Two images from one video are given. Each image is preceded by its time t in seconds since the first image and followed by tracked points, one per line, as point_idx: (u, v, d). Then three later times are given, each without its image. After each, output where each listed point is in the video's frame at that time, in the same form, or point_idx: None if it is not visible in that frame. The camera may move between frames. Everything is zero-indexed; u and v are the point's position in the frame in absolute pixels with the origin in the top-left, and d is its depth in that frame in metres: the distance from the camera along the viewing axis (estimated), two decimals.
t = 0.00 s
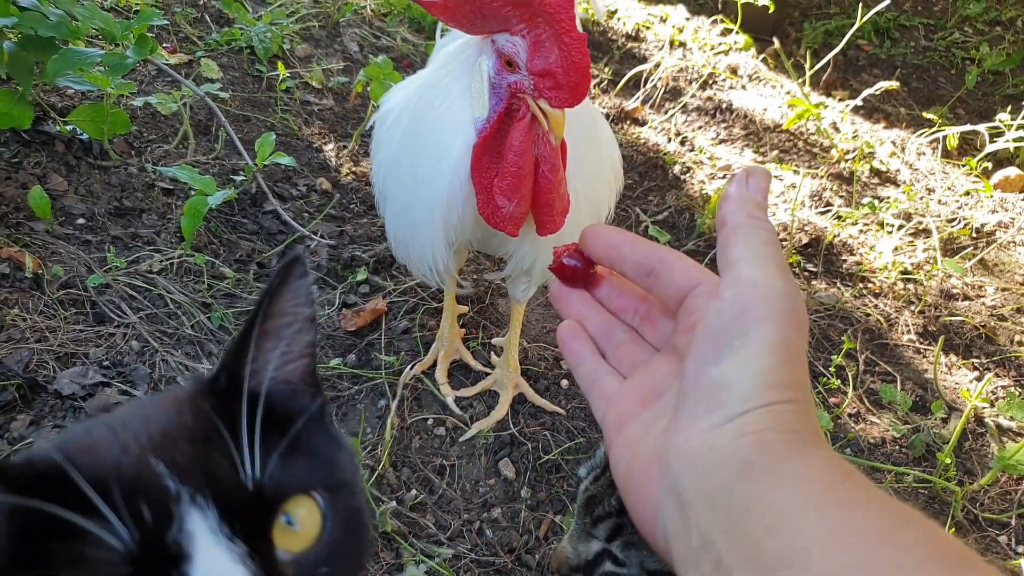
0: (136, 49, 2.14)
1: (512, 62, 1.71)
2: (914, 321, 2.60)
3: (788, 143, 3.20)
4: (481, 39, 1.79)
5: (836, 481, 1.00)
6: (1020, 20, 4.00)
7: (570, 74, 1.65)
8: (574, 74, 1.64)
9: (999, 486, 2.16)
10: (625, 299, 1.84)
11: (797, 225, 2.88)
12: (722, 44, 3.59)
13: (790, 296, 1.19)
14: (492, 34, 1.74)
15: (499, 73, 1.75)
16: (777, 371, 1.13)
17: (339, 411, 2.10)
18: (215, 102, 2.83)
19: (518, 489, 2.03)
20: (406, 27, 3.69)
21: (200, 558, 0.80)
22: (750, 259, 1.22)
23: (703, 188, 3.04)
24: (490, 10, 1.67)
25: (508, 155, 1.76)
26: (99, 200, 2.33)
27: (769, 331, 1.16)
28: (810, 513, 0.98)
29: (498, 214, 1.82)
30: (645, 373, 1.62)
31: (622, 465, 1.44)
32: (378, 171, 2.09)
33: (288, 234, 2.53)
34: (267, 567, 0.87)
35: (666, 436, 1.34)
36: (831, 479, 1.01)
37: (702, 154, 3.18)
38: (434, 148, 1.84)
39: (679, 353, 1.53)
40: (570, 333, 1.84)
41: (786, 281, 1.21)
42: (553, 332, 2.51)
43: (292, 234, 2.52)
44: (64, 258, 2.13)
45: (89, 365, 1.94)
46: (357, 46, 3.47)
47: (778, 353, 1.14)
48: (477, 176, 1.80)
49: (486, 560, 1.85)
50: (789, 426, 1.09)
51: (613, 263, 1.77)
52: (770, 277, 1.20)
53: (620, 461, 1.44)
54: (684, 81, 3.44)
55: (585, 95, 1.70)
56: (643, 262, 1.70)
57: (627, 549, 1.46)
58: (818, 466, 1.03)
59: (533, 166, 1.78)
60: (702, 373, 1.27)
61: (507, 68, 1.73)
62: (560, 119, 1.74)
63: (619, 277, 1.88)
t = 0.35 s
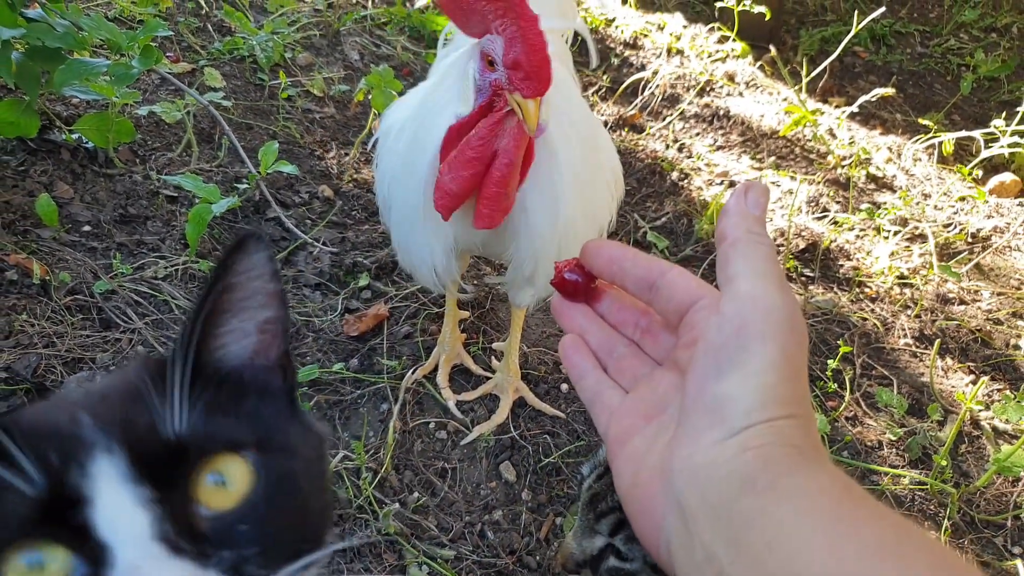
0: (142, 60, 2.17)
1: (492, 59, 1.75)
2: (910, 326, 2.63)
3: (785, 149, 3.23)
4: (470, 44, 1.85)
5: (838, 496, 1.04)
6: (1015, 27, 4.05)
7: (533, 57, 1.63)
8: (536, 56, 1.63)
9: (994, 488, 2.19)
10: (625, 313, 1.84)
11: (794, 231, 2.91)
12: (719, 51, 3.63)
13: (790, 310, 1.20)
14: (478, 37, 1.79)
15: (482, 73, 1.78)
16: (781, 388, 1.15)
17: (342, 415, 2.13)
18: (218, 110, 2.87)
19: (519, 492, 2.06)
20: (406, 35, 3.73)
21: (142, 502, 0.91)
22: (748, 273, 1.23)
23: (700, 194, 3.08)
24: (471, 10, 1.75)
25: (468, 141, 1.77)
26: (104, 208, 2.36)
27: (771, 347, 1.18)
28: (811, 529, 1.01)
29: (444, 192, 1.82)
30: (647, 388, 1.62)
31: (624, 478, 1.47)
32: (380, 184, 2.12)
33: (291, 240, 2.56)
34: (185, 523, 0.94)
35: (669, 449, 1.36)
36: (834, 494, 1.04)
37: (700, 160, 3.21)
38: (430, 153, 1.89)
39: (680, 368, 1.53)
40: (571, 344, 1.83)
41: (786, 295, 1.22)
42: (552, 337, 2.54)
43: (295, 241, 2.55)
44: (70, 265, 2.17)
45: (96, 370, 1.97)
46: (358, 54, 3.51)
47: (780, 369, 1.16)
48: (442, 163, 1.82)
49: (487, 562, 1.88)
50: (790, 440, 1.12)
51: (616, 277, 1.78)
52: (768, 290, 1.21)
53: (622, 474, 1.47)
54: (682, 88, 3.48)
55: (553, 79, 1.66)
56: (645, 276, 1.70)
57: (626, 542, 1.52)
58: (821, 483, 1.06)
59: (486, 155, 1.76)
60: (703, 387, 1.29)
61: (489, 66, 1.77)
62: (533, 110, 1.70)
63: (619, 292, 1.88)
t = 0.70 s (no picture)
0: (153, 64, 2.20)
1: (501, 63, 1.77)
2: (914, 328, 2.65)
3: (789, 152, 3.25)
4: (480, 48, 1.88)
5: (866, 514, 1.01)
6: (1019, 30, 4.06)
7: (543, 60, 1.66)
8: (546, 59, 1.66)
9: (999, 489, 2.20)
10: (634, 322, 1.85)
11: (799, 233, 2.92)
12: (723, 55, 3.65)
13: (809, 323, 1.21)
14: (486, 41, 1.81)
15: (492, 76, 1.81)
16: (803, 404, 1.14)
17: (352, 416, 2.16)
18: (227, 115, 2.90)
19: (527, 492, 2.07)
20: (412, 40, 3.76)
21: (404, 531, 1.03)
22: (765, 285, 1.24)
23: (705, 198, 3.10)
24: (479, 14, 1.77)
25: (493, 148, 1.80)
26: (115, 211, 2.39)
27: (792, 362, 1.17)
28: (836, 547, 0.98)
29: (478, 207, 1.86)
30: (663, 401, 1.63)
31: (644, 496, 1.45)
32: (392, 187, 2.15)
33: (300, 243, 2.59)
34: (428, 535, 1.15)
35: (689, 466, 1.34)
36: (861, 511, 1.01)
37: (705, 164, 3.23)
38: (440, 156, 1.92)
39: (696, 380, 1.54)
40: (582, 358, 1.85)
41: (805, 308, 1.22)
42: (559, 339, 2.57)
43: (304, 244, 2.58)
44: (83, 268, 2.19)
45: (109, 371, 2.00)
46: (365, 58, 3.54)
47: (801, 383, 1.15)
48: (466, 168, 1.86)
49: (496, 561, 1.89)
50: (812, 456, 1.10)
51: (624, 286, 1.78)
52: (789, 303, 1.22)
53: (642, 491, 1.46)
54: (687, 92, 3.50)
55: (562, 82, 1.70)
56: (656, 287, 1.70)
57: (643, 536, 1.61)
58: (846, 499, 1.04)
59: (514, 166, 1.79)
60: (723, 401, 1.28)
61: (498, 69, 1.79)
62: (542, 112, 1.74)
63: (626, 300, 1.89)
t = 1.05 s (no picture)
0: (153, 64, 2.19)
1: (501, 64, 1.78)
2: (911, 327, 2.66)
3: (787, 153, 3.27)
4: (480, 49, 1.89)
5: None
6: (1015, 33, 4.10)
7: (543, 61, 1.67)
8: (546, 59, 1.67)
9: (995, 487, 2.21)
10: (624, 368, 1.79)
11: (797, 234, 2.94)
12: (721, 57, 3.66)
13: (815, 377, 1.10)
14: (486, 41, 1.82)
15: (492, 77, 1.81)
16: (815, 470, 1.02)
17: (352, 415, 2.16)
18: (226, 115, 2.90)
19: (527, 490, 2.08)
20: (411, 41, 3.77)
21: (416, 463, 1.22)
22: (762, 339, 1.13)
23: (703, 198, 3.11)
24: (479, 15, 1.78)
25: (496, 150, 1.81)
26: (115, 211, 2.39)
27: (801, 426, 1.06)
28: None
29: (484, 210, 1.87)
30: (662, 456, 1.60)
31: (649, 560, 1.38)
32: (392, 187, 2.15)
33: (300, 243, 2.59)
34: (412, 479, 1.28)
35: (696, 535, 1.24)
36: None
37: (703, 164, 3.24)
38: (439, 156, 1.93)
39: (695, 435, 1.49)
40: (578, 417, 1.79)
41: (808, 360, 1.12)
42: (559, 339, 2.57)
43: (303, 244, 2.58)
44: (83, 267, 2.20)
45: (109, 370, 2.00)
46: (364, 59, 3.54)
47: (812, 448, 1.04)
48: (470, 172, 1.87)
49: (496, 559, 1.90)
50: (831, 525, 0.99)
51: (616, 337, 1.70)
52: (790, 359, 1.11)
53: (647, 555, 1.38)
54: (685, 94, 3.51)
55: (563, 81, 1.71)
56: (650, 339, 1.64)
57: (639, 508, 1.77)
58: None
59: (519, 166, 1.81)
60: (728, 467, 1.16)
61: (497, 70, 1.80)
62: (542, 113, 1.75)
63: (612, 346, 1.82)
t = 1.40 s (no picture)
0: (163, 63, 2.20)
1: (513, 68, 1.78)
2: (917, 335, 2.65)
3: (794, 158, 3.26)
4: (492, 52, 1.89)
5: None
6: None
7: (556, 66, 1.67)
8: (559, 64, 1.66)
9: (1001, 498, 2.20)
10: (611, 394, 1.81)
11: (804, 239, 2.93)
12: (729, 61, 3.62)
13: (794, 404, 1.17)
14: (497, 45, 1.83)
15: (503, 81, 1.82)
16: (803, 495, 1.08)
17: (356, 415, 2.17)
18: (235, 113, 2.91)
19: (530, 493, 2.08)
20: (420, 41, 3.78)
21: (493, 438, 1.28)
22: (739, 369, 1.21)
23: (710, 202, 3.10)
24: (492, 19, 1.79)
25: (508, 156, 1.82)
26: (124, 208, 2.40)
27: (785, 453, 1.12)
28: None
29: (496, 215, 1.89)
30: (652, 481, 1.63)
31: None
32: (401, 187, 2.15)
33: (307, 242, 2.60)
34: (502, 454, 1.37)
35: (688, 563, 1.27)
36: None
37: (710, 169, 3.24)
38: (449, 158, 1.94)
39: (684, 460, 1.54)
40: (571, 449, 1.82)
41: (787, 388, 1.19)
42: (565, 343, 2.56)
43: (310, 243, 2.59)
44: (91, 263, 2.21)
45: (116, 367, 2.01)
46: (372, 59, 3.55)
47: (798, 474, 1.09)
48: (481, 177, 1.88)
49: (499, 561, 1.91)
50: (823, 552, 1.04)
51: (606, 362, 1.73)
52: (768, 388, 1.18)
53: None
54: (692, 97, 3.51)
55: (575, 87, 1.70)
56: (640, 363, 1.69)
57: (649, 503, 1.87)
58: None
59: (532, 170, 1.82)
60: (717, 496, 1.21)
61: (510, 74, 1.80)
62: (554, 118, 1.76)
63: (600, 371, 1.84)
